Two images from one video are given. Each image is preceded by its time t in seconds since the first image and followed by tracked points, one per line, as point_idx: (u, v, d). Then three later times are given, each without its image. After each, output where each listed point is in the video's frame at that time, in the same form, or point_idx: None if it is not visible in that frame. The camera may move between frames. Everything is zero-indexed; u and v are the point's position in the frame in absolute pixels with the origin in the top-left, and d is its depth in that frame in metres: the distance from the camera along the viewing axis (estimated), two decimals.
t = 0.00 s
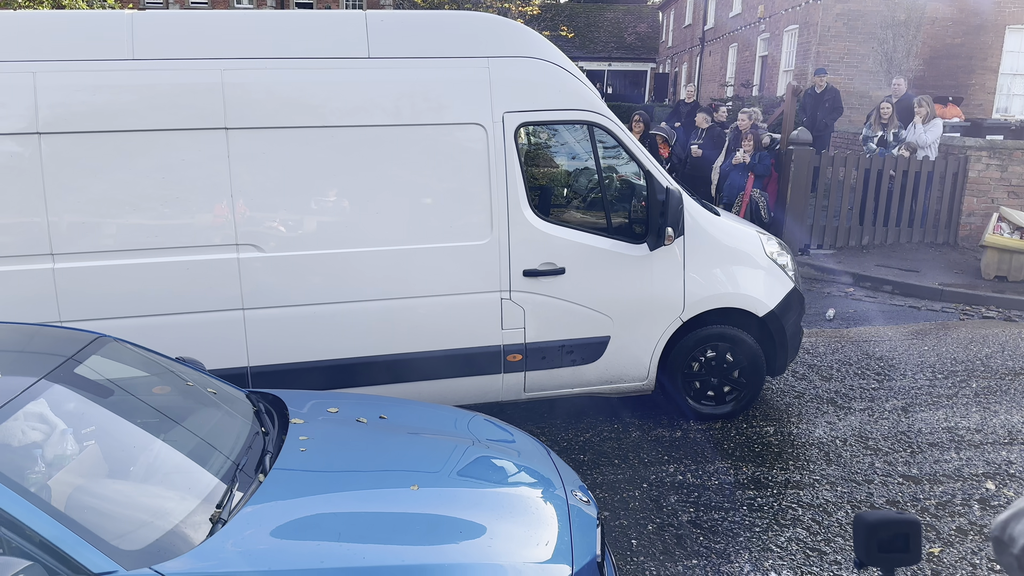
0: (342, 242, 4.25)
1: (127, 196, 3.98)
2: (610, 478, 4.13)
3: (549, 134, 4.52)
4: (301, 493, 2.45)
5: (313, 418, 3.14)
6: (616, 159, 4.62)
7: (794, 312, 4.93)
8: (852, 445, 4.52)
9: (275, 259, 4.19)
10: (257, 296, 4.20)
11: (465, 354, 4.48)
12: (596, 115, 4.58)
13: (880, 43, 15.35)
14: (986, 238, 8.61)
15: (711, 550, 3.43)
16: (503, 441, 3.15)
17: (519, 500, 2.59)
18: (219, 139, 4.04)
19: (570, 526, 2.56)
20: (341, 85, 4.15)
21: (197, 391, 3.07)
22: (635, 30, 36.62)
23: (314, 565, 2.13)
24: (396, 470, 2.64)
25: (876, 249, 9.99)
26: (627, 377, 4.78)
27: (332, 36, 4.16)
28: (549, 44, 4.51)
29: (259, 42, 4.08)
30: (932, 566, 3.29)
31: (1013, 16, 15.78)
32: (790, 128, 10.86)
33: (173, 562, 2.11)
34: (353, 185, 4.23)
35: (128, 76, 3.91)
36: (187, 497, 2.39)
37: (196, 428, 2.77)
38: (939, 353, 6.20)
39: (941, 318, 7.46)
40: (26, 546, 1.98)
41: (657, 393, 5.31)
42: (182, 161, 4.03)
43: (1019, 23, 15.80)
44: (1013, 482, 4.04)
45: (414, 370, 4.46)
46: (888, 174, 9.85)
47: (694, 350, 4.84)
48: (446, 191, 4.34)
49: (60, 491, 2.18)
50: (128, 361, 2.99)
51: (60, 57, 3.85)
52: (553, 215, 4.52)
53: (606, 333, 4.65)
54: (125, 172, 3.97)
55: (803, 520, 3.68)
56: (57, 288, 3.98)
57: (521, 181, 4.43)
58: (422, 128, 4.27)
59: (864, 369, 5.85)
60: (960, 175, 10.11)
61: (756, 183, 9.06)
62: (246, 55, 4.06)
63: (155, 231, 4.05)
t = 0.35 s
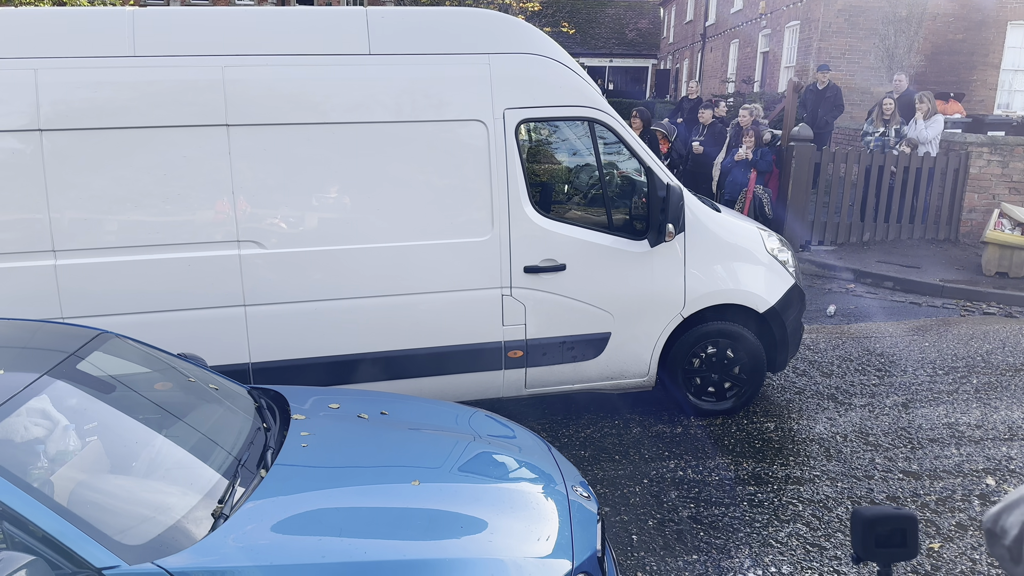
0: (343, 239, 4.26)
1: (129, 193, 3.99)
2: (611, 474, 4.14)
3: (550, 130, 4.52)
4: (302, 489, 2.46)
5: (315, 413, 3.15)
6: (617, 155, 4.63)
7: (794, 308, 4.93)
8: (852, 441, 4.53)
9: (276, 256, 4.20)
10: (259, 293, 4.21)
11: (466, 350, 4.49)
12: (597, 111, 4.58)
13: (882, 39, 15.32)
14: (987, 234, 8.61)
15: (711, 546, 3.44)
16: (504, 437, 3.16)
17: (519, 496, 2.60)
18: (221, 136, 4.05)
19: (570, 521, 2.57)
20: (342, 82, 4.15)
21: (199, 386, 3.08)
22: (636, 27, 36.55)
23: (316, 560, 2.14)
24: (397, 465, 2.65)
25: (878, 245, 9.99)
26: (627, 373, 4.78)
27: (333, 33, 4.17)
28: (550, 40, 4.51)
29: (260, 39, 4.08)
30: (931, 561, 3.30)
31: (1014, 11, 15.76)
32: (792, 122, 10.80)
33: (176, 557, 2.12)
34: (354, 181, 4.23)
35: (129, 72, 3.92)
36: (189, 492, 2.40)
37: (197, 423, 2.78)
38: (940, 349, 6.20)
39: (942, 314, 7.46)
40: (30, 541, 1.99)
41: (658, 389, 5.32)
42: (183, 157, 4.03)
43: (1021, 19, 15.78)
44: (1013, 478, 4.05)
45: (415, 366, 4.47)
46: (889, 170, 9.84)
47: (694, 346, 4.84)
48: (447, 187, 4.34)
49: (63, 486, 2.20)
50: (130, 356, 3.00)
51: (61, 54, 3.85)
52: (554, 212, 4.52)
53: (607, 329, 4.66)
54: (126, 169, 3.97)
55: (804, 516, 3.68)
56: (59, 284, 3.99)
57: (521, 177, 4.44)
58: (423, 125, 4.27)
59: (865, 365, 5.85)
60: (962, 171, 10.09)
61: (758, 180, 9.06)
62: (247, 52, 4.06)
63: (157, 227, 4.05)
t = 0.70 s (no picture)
0: (345, 236, 4.27)
1: (131, 189, 4.00)
2: (612, 471, 4.15)
3: (552, 127, 4.52)
4: (304, 484, 2.47)
5: (317, 409, 3.16)
6: (619, 152, 4.63)
7: (797, 305, 4.93)
8: (854, 438, 4.53)
9: (278, 252, 4.20)
10: (261, 289, 4.22)
11: (467, 347, 4.50)
12: (599, 108, 4.58)
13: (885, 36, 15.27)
14: (990, 231, 8.60)
15: (712, 542, 3.44)
16: (506, 433, 3.17)
17: (521, 491, 2.61)
18: (222, 132, 4.05)
19: (572, 517, 2.58)
20: (344, 79, 4.16)
21: (201, 382, 3.09)
22: (638, 23, 36.46)
23: (318, 554, 2.15)
24: (399, 461, 2.66)
25: (880, 242, 9.97)
26: (629, 370, 4.79)
27: (334, 29, 4.16)
28: (552, 37, 4.50)
29: (261, 36, 4.08)
30: (932, 558, 3.31)
31: (1018, 7, 15.70)
32: (795, 118, 10.78)
33: (179, 552, 2.13)
34: (356, 178, 4.24)
35: (131, 69, 3.92)
36: (192, 488, 2.41)
37: (200, 419, 2.79)
38: (941, 346, 6.20)
39: (944, 311, 7.45)
40: (33, 536, 2.00)
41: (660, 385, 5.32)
42: (185, 154, 4.04)
43: None
44: (1015, 474, 4.05)
45: (417, 363, 4.47)
46: (892, 167, 9.82)
47: (696, 343, 4.84)
48: (448, 184, 4.34)
49: (67, 481, 2.20)
50: (132, 353, 3.01)
51: (63, 51, 3.86)
52: (556, 209, 4.52)
53: (609, 326, 4.66)
54: (129, 166, 3.98)
55: (805, 512, 3.69)
56: (62, 281, 4.00)
57: (523, 174, 4.44)
58: (425, 122, 4.27)
59: (867, 362, 5.85)
60: (964, 167, 10.07)
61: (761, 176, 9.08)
62: (249, 49, 4.06)
63: (159, 224, 4.06)
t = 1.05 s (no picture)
0: (348, 232, 4.27)
1: (135, 186, 4.01)
2: (615, 467, 4.15)
3: (556, 124, 4.52)
4: (307, 480, 2.48)
5: (321, 405, 3.16)
6: (622, 149, 4.62)
7: (800, 302, 4.93)
8: (857, 435, 4.53)
9: (283, 249, 4.21)
10: (265, 286, 4.23)
11: (471, 343, 4.50)
12: (602, 105, 4.57)
13: (890, 32, 15.20)
14: (995, 228, 8.57)
15: (715, 538, 3.44)
16: (509, 429, 3.17)
17: (524, 487, 2.61)
18: (226, 129, 4.06)
19: (575, 513, 2.58)
20: (348, 75, 4.16)
21: (205, 378, 3.10)
22: (642, 19, 36.36)
23: (322, 549, 2.16)
24: (402, 457, 2.67)
25: (884, 239, 9.95)
26: (632, 366, 4.79)
27: (338, 26, 4.16)
28: (556, 33, 4.49)
29: (265, 32, 4.08)
30: (935, 554, 3.31)
31: None
32: (798, 114, 10.76)
33: (183, 547, 2.14)
34: (360, 175, 4.24)
35: (135, 66, 3.93)
36: (196, 483, 2.42)
37: (204, 415, 2.80)
38: (945, 343, 6.19)
39: (948, 308, 7.43)
40: (39, 531, 2.01)
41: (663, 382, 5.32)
42: (190, 151, 4.04)
43: None
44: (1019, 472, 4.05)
45: (420, 359, 4.48)
46: (896, 164, 9.80)
47: (699, 340, 4.83)
48: (452, 181, 4.34)
49: (72, 476, 2.21)
50: (137, 349, 3.02)
51: (67, 47, 3.86)
52: (559, 205, 4.52)
53: (612, 322, 4.66)
54: (133, 162, 3.99)
55: (808, 509, 3.69)
56: (66, 277, 4.01)
57: (527, 170, 4.44)
58: (428, 118, 4.27)
59: (871, 359, 5.84)
60: (969, 164, 10.04)
61: (765, 173, 9.09)
62: (253, 45, 4.06)
63: (163, 220, 4.07)
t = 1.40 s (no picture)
0: (353, 228, 4.28)
1: (141, 181, 4.02)
2: (620, 463, 4.15)
3: (560, 120, 4.52)
4: (312, 474, 2.49)
5: (326, 400, 3.17)
6: (627, 144, 4.62)
7: (805, 298, 4.92)
8: (862, 431, 4.52)
9: (288, 244, 4.22)
10: (270, 281, 4.24)
11: (475, 339, 4.51)
12: (607, 100, 4.57)
13: (896, 28, 15.13)
14: (1001, 224, 8.54)
15: (719, 534, 3.45)
16: (513, 424, 3.18)
17: (528, 482, 2.62)
18: (232, 124, 4.06)
19: (579, 509, 2.58)
20: (353, 71, 4.16)
21: (211, 372, 3.11)
22: (647, 15, 36.25)
23: (327, 543, 2.16)
24: (407, 452, 2.67)
25: (889, 235, 9.91)
26: (636, 362, 4.79)
27: (343, 21, 4.16)
28: (561, 29, 4.48)
29: (270, 28, 4.08)
30: (939, 550, 3.30)
31: None
32: (803, 111, 10.75)
33: (189, 540, 2.15)
34: (365, 170, 4.24)
35: (141, 61, 3.93)
36: (201, 477, 2.43)
37: (210, 409, 2.81)
38: (950, 340, 6.18)
39: (954, 305, 7.41)
40: (46, 524, 2.02)
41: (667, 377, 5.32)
42: (195, 146, 4.05)
43: None
44: None
45: (425, 355, 4.49)
46: (902, 160, 9.76)
47: (704, 336, 4.82)
48: (456, 176, 4.34)
49: (78, 470, 2.22)
50: (143, 343, 3.04)
51: (73, 42, 3.87)
52: (563, 201, 4.52)
53: (617, 318, 4.66)
54: (139, 158, 4.00)
55: (812, 505, 3.69)
56: (72, 272, 4.02)
57: (531, 166, 4.44)
58: (433, 114, 4.27)
59: (875, 355, 5.83)
60: (975, 160, 9.97)
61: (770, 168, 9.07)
62: (257, 40, 4.06)
63: (168, 216, 4.08)
